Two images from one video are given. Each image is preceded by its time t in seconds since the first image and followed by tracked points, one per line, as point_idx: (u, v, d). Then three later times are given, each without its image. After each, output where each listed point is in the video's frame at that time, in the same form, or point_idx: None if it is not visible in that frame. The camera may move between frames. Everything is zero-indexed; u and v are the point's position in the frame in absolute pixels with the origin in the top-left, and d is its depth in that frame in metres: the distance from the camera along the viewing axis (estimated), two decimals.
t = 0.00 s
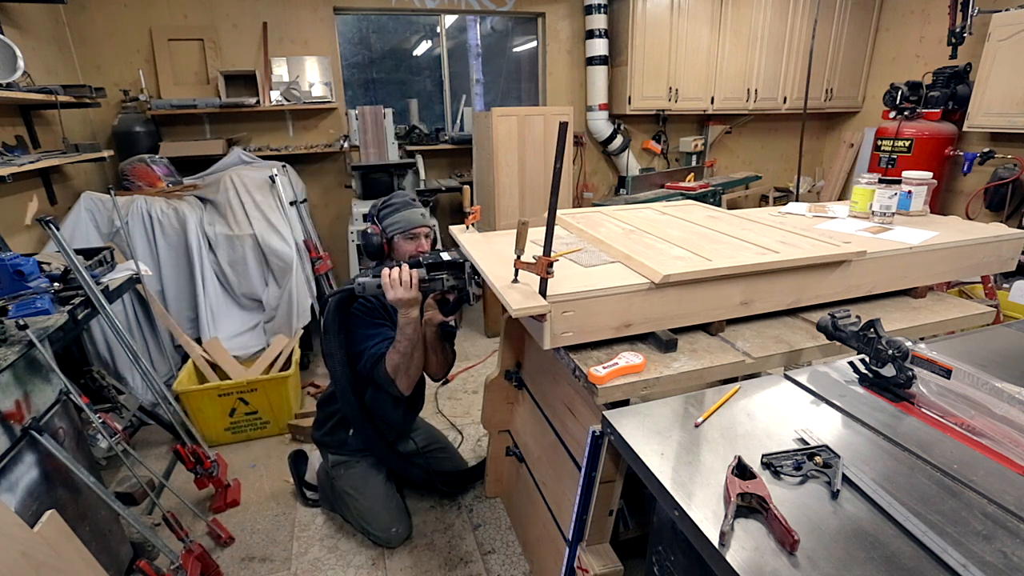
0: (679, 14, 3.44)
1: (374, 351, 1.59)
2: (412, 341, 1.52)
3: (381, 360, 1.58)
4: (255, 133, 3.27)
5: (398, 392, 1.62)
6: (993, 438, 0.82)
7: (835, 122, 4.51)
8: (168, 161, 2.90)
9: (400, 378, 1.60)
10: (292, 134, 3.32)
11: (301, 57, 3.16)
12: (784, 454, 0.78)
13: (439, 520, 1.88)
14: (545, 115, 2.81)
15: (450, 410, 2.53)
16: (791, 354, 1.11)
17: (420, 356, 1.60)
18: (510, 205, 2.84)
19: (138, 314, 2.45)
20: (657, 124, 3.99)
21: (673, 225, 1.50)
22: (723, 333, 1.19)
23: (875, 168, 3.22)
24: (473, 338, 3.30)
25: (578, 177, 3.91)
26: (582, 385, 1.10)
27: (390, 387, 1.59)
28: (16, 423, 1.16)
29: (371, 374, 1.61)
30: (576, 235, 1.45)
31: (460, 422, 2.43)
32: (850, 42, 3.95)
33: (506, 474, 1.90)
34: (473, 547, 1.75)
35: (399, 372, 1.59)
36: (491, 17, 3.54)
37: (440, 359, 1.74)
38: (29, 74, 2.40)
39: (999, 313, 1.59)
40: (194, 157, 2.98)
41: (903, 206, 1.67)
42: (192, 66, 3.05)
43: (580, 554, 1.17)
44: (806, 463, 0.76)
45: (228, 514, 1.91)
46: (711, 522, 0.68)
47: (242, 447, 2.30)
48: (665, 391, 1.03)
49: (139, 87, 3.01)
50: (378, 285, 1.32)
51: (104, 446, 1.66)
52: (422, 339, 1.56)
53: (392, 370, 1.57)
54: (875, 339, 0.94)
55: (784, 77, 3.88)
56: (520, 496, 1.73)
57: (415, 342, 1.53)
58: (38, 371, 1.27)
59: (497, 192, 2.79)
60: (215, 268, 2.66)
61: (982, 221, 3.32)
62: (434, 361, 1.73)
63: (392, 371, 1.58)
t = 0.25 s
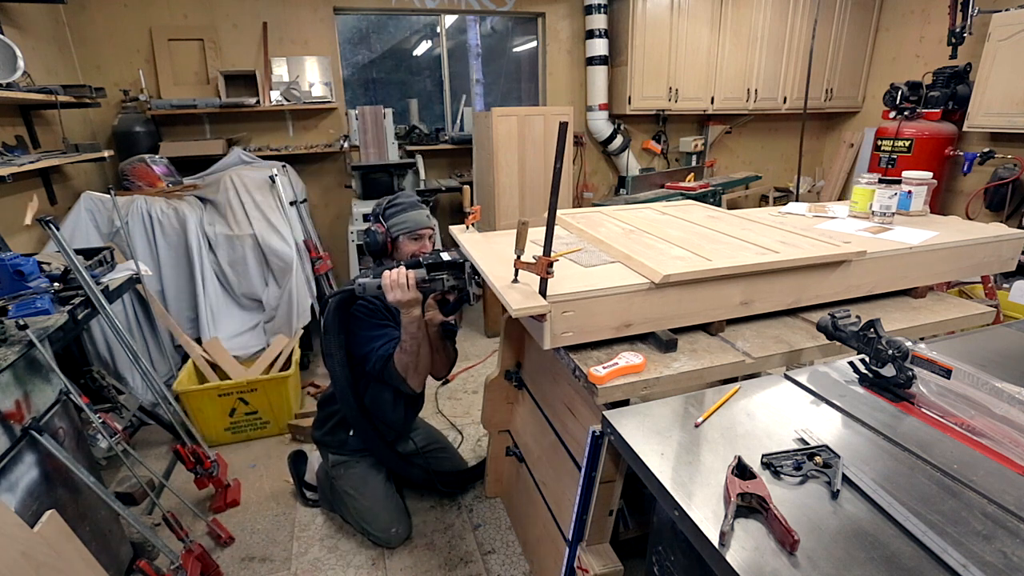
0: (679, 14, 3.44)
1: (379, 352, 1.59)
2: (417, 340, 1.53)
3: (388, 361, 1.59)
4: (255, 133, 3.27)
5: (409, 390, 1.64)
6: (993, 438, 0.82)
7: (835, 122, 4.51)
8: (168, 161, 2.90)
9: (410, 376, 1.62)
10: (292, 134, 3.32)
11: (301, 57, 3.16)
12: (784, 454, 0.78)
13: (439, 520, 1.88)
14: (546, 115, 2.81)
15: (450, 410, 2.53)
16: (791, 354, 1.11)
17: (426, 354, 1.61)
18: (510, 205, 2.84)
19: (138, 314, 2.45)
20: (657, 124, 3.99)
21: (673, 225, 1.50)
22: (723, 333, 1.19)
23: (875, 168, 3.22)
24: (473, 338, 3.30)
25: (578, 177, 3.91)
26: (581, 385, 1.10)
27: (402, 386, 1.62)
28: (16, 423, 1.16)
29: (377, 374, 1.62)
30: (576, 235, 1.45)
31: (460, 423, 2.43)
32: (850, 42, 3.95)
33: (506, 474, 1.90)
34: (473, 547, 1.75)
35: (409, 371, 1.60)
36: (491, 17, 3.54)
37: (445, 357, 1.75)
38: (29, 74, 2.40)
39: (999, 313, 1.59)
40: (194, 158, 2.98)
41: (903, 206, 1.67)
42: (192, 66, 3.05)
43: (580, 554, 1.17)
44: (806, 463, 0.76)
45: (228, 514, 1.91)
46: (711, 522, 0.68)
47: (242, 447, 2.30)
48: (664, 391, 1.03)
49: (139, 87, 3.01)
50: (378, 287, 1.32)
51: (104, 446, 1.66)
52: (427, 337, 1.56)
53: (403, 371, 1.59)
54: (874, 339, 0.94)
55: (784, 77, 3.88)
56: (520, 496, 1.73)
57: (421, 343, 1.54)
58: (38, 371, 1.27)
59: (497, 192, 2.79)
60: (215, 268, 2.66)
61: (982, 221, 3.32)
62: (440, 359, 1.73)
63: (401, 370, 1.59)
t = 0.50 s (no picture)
0: (678, 14, 3.43)
1: (390, 349, 1.60)
2: (431, 337, 1.55)
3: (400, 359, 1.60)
4: (256, 133, 3.27)
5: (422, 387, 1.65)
6: (993, 438, 0.82)
7: (836, 122, 4.51)
8: (168, 161, 2.90)
9: (422, 373, 1.62)
10: (293, 134, 3.32)
11: (302, 57, 3.16)
12: (784, 454, 0.78)
13: (438, 521, 1.88)
14: (546, 115, 2.81)
15: (450, 410, 2.53)
16: (792, 354, 1.11)
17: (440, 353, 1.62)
18: (511, 205, 2.84)
19: (138, 314, 2.45)
20: (656, 124, 3.99)
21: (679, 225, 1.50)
22: (725, 333, 1.19)
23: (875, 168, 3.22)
24: (473, 338, 3.30)
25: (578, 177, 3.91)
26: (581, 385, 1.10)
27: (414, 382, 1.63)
28: (17, 423, 1.16)
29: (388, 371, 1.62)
30: (584, 235, 1.45)
31: (461, 423, 2.43)
32: (850, 42, 3.95)
33: (506, 474, 1.89)
34: (473, 547, 1.75)
35: (421, 367, 1.60)
36: (491, 17, 3.54)
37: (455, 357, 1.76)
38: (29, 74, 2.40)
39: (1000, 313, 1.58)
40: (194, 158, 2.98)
41: (908, 206, 1.67)
42: (193, 66, 3.05)
43: (580, 554, 1.17)
44: (805, 463, 0.76)
45: (228, 514, 1.91)
46: (711, 522, 0.68)
47: (242, 447, 2.30)
48: (665, 391, 1.03)
49: (140, 87, 3.01)
50: (394, 284, 1.33)
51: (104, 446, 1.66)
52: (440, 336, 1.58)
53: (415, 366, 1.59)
54: (875, 339, 0.94)
55: (784, 77, 3.88)
56: (520, 496, 1.73)
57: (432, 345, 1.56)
58: (38, 371, 1.27)
59: (498, 192, 2.79)
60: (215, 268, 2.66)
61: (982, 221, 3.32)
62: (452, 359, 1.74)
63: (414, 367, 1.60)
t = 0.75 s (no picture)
0: (678, 13, 3.43)
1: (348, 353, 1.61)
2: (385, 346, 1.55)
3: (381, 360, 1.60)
4: (256, 133, 3.27)
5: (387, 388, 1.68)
6: (994, 438, 0.82)
7: (836, 122, 4.51)
8: (169, 161, 2.90)
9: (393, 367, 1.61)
10: (293, 134, 3.32)
11: (301, 57, 3.16)
12: (784, 454, 0.78)
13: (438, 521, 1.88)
14: (546, 115, 2.81)
15: (450, 410, 2.53)
16: (792, 354, 1.11)
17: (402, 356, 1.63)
18: (510, 204, 2.84)
19: (138, 314, 2.45)
20: (656, 124, 3.99)
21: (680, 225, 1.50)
22: (725, 333, 1.19)
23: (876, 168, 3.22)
24: (473, 338, 3.30)
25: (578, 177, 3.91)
26: (581, 385, 1.10)
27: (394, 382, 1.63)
28: (16, 423, 1.16)
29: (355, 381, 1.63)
30: (585, 235, 1.44)
31: (461, 423, 2.43)
32: (850, 42, 3.95)
33: (506, 474, 1.89)
34: (473, 547, 1.75)
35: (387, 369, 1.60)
36: (491, 17, 3.54)
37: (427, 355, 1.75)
38: (29, 74, 2.40)
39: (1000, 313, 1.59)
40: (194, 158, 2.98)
41: (909, 206, 1.67)
42: (193, 66, 3.05)
43: (580, 554, 1.17)
44: (806, 463, 0.76)
45: (228, 514, 1.91)
46: (711, 522, 0.68)
47: (242, 447, 2.30)
48: (665, 391, 1.03)
49: (139, 87, 3.01)
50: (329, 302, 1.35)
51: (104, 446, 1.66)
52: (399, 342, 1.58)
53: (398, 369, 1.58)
54: (875, 339, 0.94)
55: (784, 77, 3.88)
56: (520, 497, 1.73)
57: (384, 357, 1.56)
58: (38, 371, 1.27)
59: (498, 192, 2.79)
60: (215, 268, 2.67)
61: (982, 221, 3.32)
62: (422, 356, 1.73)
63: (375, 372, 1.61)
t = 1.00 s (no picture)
0: (679, 13, 3.43)
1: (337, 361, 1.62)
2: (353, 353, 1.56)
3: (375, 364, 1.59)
4: (256, 133, 3.27)
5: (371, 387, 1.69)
6: (994, 438, 0.82)
7: (836, 122, 4.51)
8: (168, 161, 2.90)
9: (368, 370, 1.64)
10: (293, 134, 3.32)
11: (301, 57, 3.16)
12: (784, 454, 0.78)
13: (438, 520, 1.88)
14: (546, 115, 2.81)
15: (450, 410, 2.53)
16: (792, 354, 1.11)
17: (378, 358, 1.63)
18: (510, 205, 2.84)
19: (138, 314, 2.45)
20: (656, 124, 3.99)
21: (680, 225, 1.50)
22: (725, 333, 1.19)
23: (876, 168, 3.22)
24: (473, 338, 3.30)
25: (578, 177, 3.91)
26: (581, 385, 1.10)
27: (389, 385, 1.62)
28: (16, 423, 1.16)
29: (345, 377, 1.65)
30: (585, 235, 1.44)
31: (461, 423, 2.43)
32: (851, 42, 3.95)
33: (506, 474, 1.89)
34: (473, 547, 1.75)
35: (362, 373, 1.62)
36: (491, 17, 3.54)
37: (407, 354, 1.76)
38: (29, 74, 2.40)
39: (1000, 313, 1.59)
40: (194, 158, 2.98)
41: (909, 206, 1.67)
42: (193, 66, 3.05)
43: (580, 554, 1.17)
44: (806, 463, 0.76)
45: (228, 514, 1.91)
46: (711, 522, 0.68)
47: (241, 447, 2.30)
48: (665, 391, 1.03)
49: (139, 87, 3.01)
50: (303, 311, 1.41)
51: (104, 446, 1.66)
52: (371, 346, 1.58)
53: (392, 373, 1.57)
54: (875, 339, 0.94)
55: (784, 77, 3.88)
56: (520, 497, 1.73)
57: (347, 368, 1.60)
58: (38, 371, 1.27)
59: (498, 192, 2.79)
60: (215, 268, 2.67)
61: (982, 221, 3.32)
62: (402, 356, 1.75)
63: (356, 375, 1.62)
